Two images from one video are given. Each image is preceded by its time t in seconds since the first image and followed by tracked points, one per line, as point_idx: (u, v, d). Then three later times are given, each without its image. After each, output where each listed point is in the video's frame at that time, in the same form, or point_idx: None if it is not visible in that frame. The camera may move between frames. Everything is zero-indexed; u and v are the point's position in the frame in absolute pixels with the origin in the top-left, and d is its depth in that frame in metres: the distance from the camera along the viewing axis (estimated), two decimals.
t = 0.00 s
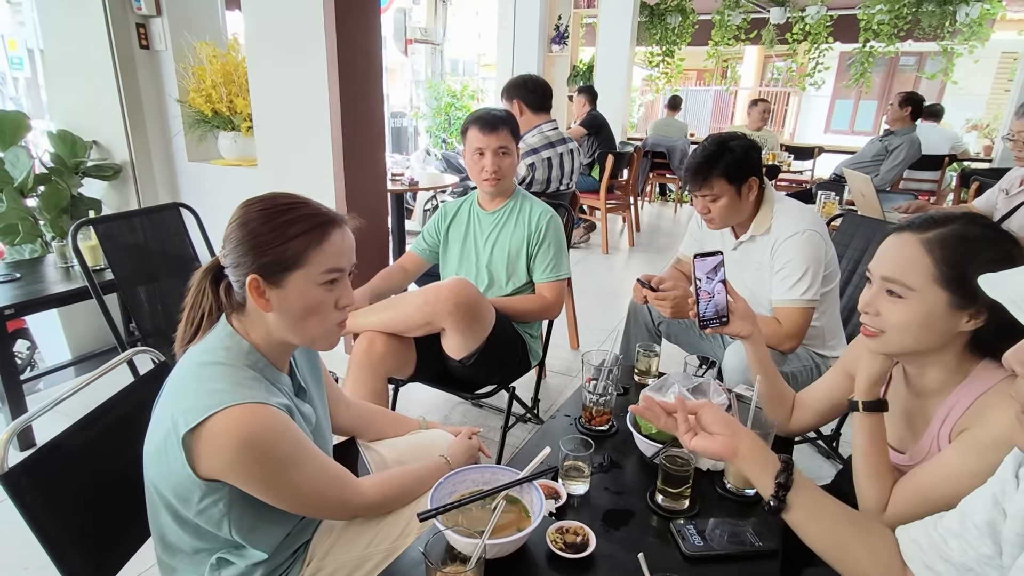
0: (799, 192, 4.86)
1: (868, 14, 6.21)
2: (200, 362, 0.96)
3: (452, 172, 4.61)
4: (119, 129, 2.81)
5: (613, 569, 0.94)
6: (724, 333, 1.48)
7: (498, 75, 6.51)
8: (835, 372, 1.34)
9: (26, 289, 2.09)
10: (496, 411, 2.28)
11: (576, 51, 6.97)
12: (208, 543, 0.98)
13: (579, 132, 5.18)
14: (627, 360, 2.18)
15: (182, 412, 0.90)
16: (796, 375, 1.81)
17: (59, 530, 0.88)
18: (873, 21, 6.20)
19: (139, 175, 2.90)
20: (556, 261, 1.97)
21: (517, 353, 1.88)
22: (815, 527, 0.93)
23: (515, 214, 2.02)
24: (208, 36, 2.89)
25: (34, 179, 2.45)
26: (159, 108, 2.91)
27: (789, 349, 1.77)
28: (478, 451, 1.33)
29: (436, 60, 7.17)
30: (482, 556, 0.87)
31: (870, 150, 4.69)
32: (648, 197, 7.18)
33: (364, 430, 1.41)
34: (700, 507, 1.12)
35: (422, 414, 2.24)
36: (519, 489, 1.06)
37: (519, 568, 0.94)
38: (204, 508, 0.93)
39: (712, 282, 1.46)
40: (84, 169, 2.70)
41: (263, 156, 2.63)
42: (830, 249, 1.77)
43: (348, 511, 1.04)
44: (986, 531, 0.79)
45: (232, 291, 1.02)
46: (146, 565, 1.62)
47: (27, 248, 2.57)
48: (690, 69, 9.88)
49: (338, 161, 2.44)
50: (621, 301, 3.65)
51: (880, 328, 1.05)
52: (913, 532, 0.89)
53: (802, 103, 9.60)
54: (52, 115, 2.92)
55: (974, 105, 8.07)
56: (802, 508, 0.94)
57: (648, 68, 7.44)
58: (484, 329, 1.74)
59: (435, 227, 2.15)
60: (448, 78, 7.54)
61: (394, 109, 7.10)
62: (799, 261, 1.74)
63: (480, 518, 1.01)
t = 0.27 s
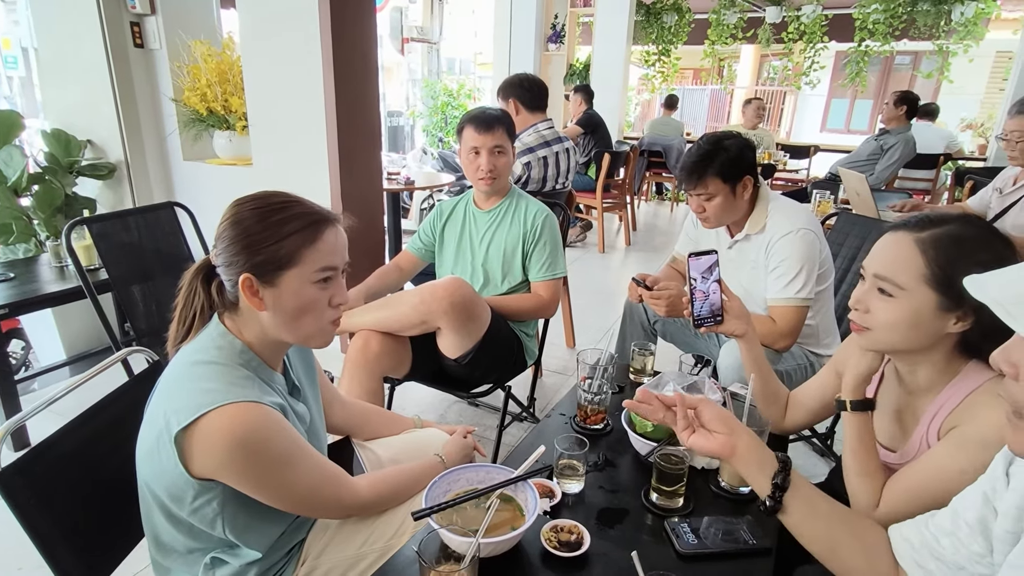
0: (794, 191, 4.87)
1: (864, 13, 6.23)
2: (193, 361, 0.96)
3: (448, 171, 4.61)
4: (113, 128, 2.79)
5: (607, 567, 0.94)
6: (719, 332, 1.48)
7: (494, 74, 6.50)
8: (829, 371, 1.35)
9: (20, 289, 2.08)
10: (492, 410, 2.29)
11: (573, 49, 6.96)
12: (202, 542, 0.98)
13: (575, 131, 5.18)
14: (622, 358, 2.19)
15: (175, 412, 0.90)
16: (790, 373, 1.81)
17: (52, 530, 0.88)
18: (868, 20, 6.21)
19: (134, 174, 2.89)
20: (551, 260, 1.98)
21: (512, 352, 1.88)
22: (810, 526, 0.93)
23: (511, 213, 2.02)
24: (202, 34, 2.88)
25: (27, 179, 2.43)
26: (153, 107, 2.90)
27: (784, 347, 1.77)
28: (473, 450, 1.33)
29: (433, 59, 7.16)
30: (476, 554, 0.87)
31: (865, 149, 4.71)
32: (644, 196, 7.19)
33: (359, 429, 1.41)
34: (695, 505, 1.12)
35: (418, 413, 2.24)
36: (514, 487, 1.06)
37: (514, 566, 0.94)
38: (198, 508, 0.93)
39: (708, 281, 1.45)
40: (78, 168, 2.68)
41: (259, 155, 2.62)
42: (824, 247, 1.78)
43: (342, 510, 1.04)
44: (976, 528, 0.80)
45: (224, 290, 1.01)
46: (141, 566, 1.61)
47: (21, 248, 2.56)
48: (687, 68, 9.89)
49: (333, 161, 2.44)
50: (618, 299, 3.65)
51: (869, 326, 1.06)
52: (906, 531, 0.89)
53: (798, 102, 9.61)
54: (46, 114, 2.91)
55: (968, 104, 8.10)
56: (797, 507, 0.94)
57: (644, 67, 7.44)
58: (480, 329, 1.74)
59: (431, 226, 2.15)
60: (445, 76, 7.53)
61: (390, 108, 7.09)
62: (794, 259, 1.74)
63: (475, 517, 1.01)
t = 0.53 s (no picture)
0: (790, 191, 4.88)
1: (859, 13, 6.25)
2: (186, 361, 0.96)
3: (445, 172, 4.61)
4: (109, 129, 2.79)
5: (602, 567, 0.95)
6: (714, 332, 1.48)
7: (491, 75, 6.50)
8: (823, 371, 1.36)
9: (15, 290, 2.08)
10: (489, 410, 2.29)
11: (569, 50, 6.97)
12: (198, 543, 0.98)
13: (572, 131, 5.18)
14: (619, 359, 2.19)
15: (169, 412, 0.90)
16: (785, 373, 1.82)
17: (48, 532, 0.88)
18: (864, 21, 6.23)
19: (130, 175, 2.88)
20: (547, 260, 1.98)
21: (509, 352, 1.88)
22: (803, 526, 0.94)
23: (506, 214, 2.02)
24: (198, 35, 2.88)
25: (23, 180, 2.43)
26: (149, 108, 2.89)
27: (779, 347, 1.78)
28: (469, 451, 1.33)
29: (429, 59, 7.17)
30: (472, 555, 0.87)
31: (860, 149, 4.72)
32: (641, 196, 7.20)
33: (355, 430, 1.41)
34: (690, 505, 1.13)
35: (414, 414, 2.24)
36: (509, 488, 1.06)
37: (509, 567, 0.94)
38: (193, 508, 0.93)
39: (703, 281, 1.47)
40: (74, 169, 2.68)
41: (255, 156, 2.62)
42: (818, 247, 1.79)
43: (337, 509, 1.04)
44: (968, 528, 0.80)
45: (215, 290, 1.01)
46: (138, 567, 1.61)
47: (16, 249, 2.55)
48: (683, 68, 9.91)
49: (329, 162, 2.44)
50: (614, 299, 3.66)
51: (860, 326, 1.07)
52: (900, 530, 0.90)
53: (794, 102, 9.64)
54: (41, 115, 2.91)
55: (963, 103, 8.14)
56: (791, 506, 0.94)
57: (641, 67, 7.46)
58: (476, 329, 1.74)
59: (426, 227, 2.15)
60: (441, 76, 7.53)
61: (387, 109, 7.09)
62: (788, 260, 1.75)
63: (470, 517, 1.01)
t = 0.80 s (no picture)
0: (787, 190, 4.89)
1: (854, 13, 6.26)
2: (180, 359, 0.96)
3: (442, 172, 4.60)
4: (104, 130, 2.78)
5: (599, 568, 0.95)
6: (711, 331, 1.48)
7: (487, 74, 6.50)
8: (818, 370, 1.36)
9: (10, 292, 2.07)
10: (486, 411, 2.29)
11: (566, 49, 6.97)
12: (193, 544, 0.98)
13: (568, 131, 5.18)
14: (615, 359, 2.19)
15: (163, 409, 0.90)
16: (782, 372, 1.82)
17: (41, 534, 0.88)
18: (859, 20, 6.25)
19: (124, 176, 2.87)
20: (544, 260, 1.98)
21: (505, 352, 1.88)
22: (800, 525, 0.94)
23: (503, 214, 2.02)
24: (193, 35, 2.87)
25: (16, 181, 2.41)
26: (144, 109, 2.88)
27: (775, 347, 1.79)
28: (466, 452, 1.33)
29: (426, 59, 7.16)
30: (468, 556, 0.87)
31: (856, 148, 4.74)
32: (637, 196, 7.20)
33: (351, 431, 1.41)
34: (686, 504, 1.13)
35: (411, 415, 2.23)
36: (506, 488, 1.06)
37: (506, 568, 0.94)
38: (187, 507, 0.92)
39: (699, 282, 1.47)
40: (68, 170, 2.66)
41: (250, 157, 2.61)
42: (813, 246, 1.79)
43: (333, 509, 1.04)
44: (965, 526, 0.80)
45: (210, 289, 1.01)
46: (133, 570, 1.61)
47: (10, 250, 2.54)
48: (680, 68, 9.91)
49: (325, 162, 2.44)
50: (611, 299, 3.66)
51: (856, 324, 1.08)
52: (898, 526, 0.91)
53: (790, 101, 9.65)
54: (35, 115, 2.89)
55: (958, 103, 8.17)
56: (788, 506, 0.94)
57: (637, 67, 7.46)
58: (473, 330, 1.74)
59: (423, 227, 2.15)
60: (438, 76, 7.52)
61: (383, 109, 7.07)
62: (784, 259, 1.75)
63: (467, 518, 1.01)
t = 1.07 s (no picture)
0: (784, 189, 4.89)
1: (852, 12, 6.26)
2: (180, 357, 0.95)
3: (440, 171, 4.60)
4: (99, 130, 2.76)
5: (598, 568, 0.94)
6: (709, 331, 1.48)
7: (484, 74, 6.49)
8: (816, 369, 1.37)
9: (5, 292, 2.05)
10: (484, 411, 2.28)
11: (563, 48, 6.96)
12: (191, 544, 0.97)
13: (566, 130, 5.18)
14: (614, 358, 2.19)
15: (163, 407, 0.89)
16: (780, 371, 1.82)
17: (37, 536, 0.87)
18: (856, 19, 6.25)
19: (120, 176, 2.86)
20: (542, 259, 1.97)
21: (503, 352, 1.87)
22: (800, 525, 0.94)
23: (501, 213, 2.01)
24: (189, 34, 2.86)
25: (11, 181, 2.40)
26: (140, 108, 2.87)
27: (773, 345, 1.78)
28: (464, 452, 1.33)
29: (423, 58, 7.15)
30: (466, 558, 0.86)
31: (854, 147, 4.74)
32: (635, 195, 7.20)
33: (348, 432, 1.40)
34: (685, 504, 1.12)
35: (409, 415, 2.23)
36: (504, 489, 1.05)
37: (504, 568, 0.94)
38: (186, 506, 0.92)
39: (697, 282, 1.46)
40: (64, 170, 2.65)
41: (247, 156, 2.60)
42: (812, 244, 1.79)
43: (332, 508, 1.03)
44: (962, 526, 0.80)
45: (211, 288, 1.00)
46: (130, 572, 1.60)
47: (5, 251, 2.53)
48: (678, 67, 9.91)
49: (323, 162, 2.43)
50: (610, 298, 3.66)
51: (855, 320, 1.09)
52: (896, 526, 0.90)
53: (788, 100, 9.66)
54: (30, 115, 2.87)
55: (955, 101, 8.19)
56: (787, 506, 0.94)
57: (635, 66, 7.45)
58: (471, 329, 1.74)
59: (420, 227, 2.14)
60: (435, 76, 7.51)
61: (381, 109, 7.05)
62: (783, 258, 1.75)
63: (466, 518, 1.00)
